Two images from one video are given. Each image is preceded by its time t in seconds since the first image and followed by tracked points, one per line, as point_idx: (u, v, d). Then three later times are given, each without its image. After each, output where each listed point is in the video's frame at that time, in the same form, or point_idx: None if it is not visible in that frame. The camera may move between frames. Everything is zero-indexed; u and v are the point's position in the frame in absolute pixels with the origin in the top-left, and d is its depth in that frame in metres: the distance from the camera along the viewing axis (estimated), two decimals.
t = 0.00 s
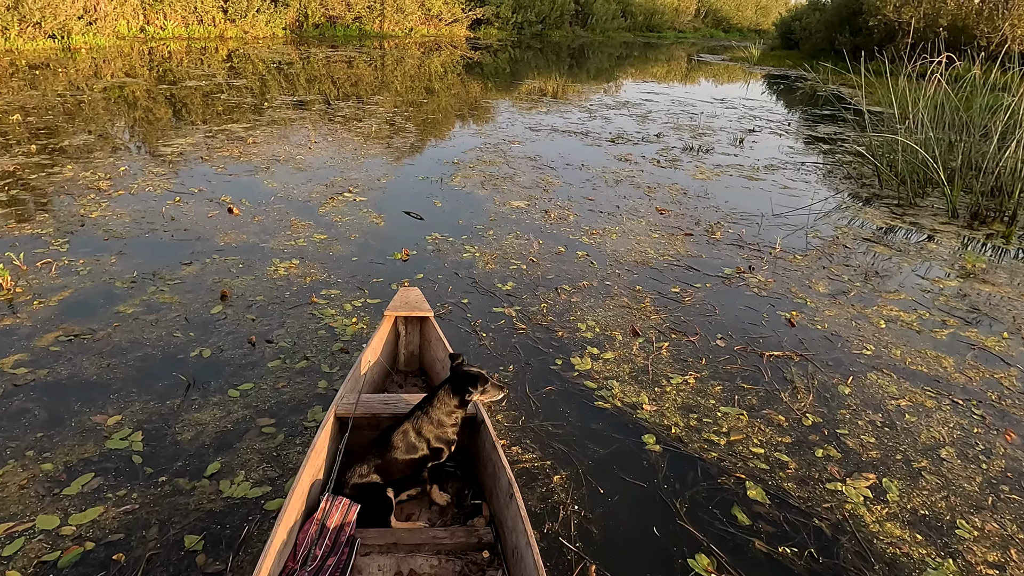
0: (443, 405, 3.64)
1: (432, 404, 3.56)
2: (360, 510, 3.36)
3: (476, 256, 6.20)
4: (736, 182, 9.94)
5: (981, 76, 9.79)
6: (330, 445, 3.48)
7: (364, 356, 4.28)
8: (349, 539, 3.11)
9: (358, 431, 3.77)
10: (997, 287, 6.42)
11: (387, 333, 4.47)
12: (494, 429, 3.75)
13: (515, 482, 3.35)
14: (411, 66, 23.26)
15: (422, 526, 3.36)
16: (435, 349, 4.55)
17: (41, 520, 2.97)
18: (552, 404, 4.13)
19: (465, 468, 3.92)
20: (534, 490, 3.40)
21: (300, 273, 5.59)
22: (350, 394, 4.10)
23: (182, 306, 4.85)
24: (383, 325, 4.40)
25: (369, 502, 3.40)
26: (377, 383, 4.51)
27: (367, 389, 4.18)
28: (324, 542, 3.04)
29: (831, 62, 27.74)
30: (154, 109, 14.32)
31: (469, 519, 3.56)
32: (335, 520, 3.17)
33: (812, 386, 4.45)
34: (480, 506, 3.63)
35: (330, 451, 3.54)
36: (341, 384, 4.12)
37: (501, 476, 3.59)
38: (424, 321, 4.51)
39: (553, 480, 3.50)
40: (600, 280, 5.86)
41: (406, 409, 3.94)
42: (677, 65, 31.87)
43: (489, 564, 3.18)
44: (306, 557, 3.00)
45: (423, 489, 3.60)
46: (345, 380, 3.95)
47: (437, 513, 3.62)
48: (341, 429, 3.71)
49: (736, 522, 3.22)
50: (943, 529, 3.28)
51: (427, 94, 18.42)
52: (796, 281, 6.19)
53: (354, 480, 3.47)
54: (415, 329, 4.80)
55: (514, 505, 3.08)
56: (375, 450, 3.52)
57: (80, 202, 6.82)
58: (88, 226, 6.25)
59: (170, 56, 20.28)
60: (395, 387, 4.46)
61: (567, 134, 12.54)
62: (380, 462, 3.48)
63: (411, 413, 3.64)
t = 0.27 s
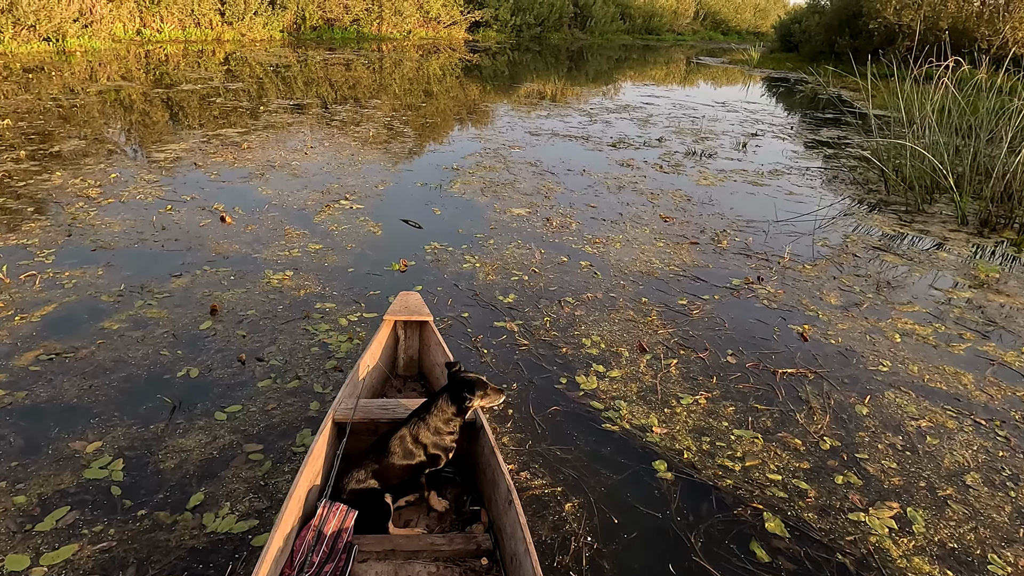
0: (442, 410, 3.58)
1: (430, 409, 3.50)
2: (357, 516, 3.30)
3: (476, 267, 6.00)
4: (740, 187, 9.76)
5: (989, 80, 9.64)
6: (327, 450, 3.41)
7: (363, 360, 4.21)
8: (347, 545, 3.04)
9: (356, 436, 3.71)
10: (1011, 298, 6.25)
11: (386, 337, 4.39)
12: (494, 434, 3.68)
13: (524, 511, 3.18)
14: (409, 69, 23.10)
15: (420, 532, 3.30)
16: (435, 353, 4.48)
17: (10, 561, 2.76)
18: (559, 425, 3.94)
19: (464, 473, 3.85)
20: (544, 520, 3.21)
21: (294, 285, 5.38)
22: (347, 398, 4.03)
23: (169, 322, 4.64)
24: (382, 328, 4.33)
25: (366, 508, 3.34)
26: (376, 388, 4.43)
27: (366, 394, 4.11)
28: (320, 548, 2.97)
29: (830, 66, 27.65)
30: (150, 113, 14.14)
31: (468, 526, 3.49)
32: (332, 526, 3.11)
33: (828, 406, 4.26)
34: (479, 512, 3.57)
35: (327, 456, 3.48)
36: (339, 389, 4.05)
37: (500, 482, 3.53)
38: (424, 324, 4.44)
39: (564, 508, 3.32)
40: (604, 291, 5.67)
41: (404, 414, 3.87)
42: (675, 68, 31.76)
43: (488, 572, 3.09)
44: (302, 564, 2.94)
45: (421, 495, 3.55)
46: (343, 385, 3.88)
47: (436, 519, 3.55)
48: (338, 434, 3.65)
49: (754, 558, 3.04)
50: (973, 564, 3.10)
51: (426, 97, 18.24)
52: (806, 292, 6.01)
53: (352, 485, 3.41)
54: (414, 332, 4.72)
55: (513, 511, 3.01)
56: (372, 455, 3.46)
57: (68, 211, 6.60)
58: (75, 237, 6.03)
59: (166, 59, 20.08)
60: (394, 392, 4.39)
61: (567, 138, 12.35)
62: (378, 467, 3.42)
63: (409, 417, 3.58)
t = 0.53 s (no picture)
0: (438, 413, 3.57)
1: (427, 412, 3.50)
2: (352, 518, 3.30)
3: (477, 277, 5.83)
4: (746, 193, 9.57)
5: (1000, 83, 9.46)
6: (324, 453, 3.41)
7: (360, 361, 4.19)
8: (341, 547, 3.02)
9: (352, 438, 3.70)
10: None
11: (384, 339, 4.38)
12: (490, 437, 3.69)
13: (528, 537, 3.03)
14: (410, 71, 22.94)
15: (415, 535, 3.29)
16: (433, 355, 4.46)
17: None
18: (564, 447, 3.76)
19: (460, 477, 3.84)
20: (553, 549, 3.05)
21: (289, 297, 5.20)
22: (345, 400, 4.02)
23: (158, 336, 4.46)
24: (380, 330, 4.30)
25: (362, 510, 3.33)
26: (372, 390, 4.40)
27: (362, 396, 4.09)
28: (315, 550, 2.96)
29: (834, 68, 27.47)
30: (150, 116, 14.00)
31: (464, 528, 3.48)
32: (327, 527, 3.10)
33: (845, 427, 4.07)
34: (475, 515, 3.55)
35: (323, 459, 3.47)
36: (335, 391, 4.03)
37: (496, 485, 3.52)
38: (422, 326, 4.41)
39: (573, 536, 3.15)
40: (609, 303, 5.49)
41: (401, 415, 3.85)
42: (677, 70, 31.63)
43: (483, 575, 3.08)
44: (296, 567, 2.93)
45: (418, 497, 3.54)
46: (340, 386, 3.87)
47: (431, 522, 3.54)
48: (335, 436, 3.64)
49: None
50: None
51: (427, 99, 18.07)
52: (817, 304, 5.83)
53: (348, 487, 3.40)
54: (412, 334, 4.69)
55: (509, 514, 3.01)
56: (369, 457, 3.45)
57: (57, 219, 6.42)
58: (65, 246, 5.85)
59: (167, 62, 19.96)
60: (391, 394, 4.36)
61: (570, 142, 12.17)
62: (374, 469, 3.41)
63: (406, 420, 3.58)
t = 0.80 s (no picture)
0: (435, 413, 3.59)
1: (423, 413, 3.51)
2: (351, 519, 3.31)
3: (480, 287, 5.66)
4: (753, 199, 9.41)
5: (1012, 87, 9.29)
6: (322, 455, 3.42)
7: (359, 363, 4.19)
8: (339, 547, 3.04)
9: (350, 439, 3.70)
10: None
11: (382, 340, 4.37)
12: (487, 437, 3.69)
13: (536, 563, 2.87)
14: (412, 75, 22.79)
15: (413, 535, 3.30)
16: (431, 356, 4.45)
17: None
18: (571, 469, 3.59)
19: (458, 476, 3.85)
20: None
21: (285, 308, 5.04)
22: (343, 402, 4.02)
23: (149, 351, 4.30)
24: (377, 332, 4.29)
25: (359, 511, 3.35)
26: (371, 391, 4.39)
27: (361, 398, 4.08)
28: (313, 551, 2.96)
29: (837, 71, 27.28)
30: (150, 119, 13.87)
31: (463, 528, 3.49)
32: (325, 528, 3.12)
33: (864, 448, 3.90)
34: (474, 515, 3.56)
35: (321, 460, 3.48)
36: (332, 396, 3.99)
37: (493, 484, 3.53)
38: (419, 328, 4.41)
39: (585, 565, 2.98)
40: (615, 314, 5.32)
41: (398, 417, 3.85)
42: (679, 73, 31.49)
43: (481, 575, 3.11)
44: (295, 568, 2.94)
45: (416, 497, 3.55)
46: (338, 389, 3.88)
47: (430, 522, 3.55)
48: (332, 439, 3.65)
49: None
50: None
51: (428, 103, 17.92)
52: (829, 315, 5.66)
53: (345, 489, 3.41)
54: (411, 336, 4.68)
55: (506, 514, 3.04)
56: (366, 459, 3.46)
57: (49, 227, 6.24)
58: (56, 255, 5.69)
59: (167, 65, 19.84)
60: (390, 395, 4.36)
61: (572, 146, 12.01)
62: (371, 470, 3.42)
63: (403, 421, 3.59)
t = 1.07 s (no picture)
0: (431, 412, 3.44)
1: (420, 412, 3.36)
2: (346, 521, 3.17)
3: (482, 298, 5.49)
4: (760, 206, 9.24)
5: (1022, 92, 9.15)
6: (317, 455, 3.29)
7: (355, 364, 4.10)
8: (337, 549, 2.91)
9: (346, 441, 3.55)
10: None
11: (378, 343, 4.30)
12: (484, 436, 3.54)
13: None
14: (412, 79, 22.67)
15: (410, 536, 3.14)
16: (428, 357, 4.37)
17: None
18: (581, 494, 3.42)
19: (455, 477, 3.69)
20: None
21: (281, 323, 4.86)
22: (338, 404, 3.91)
23: (137, 368, 4.12)
24: (373, 335, 4.20)
25: (356, 512, 3.18)
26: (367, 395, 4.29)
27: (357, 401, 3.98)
28: (310, 552, 2.83)
29: (839, 75, 27.17)
30: (149, 124, 13.73)
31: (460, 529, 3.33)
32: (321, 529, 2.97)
33: (885, 471, 3.73)
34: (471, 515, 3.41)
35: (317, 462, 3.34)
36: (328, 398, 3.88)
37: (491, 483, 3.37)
38: (416, 330, 4.34)
39: None
40: (622, 328, 5.15)
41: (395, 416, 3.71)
42: (680, 76, 31.41)
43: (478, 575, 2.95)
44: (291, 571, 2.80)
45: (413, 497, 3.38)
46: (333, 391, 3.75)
47: (426, 523, 3.39)
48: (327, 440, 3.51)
49: None
50: None
51: (428, 107, 17.79)
52: (842, 328, 5.49)
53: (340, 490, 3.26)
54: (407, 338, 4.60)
55: (502, 514, 2.90)
56: (361, 460, 3.31)
57: (39, 236, 6.06)
58: (46, 265, 5.51)
59: (167, 70, 19.72)
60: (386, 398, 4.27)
61: (574, 152, 11.85)
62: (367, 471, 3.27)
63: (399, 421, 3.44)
